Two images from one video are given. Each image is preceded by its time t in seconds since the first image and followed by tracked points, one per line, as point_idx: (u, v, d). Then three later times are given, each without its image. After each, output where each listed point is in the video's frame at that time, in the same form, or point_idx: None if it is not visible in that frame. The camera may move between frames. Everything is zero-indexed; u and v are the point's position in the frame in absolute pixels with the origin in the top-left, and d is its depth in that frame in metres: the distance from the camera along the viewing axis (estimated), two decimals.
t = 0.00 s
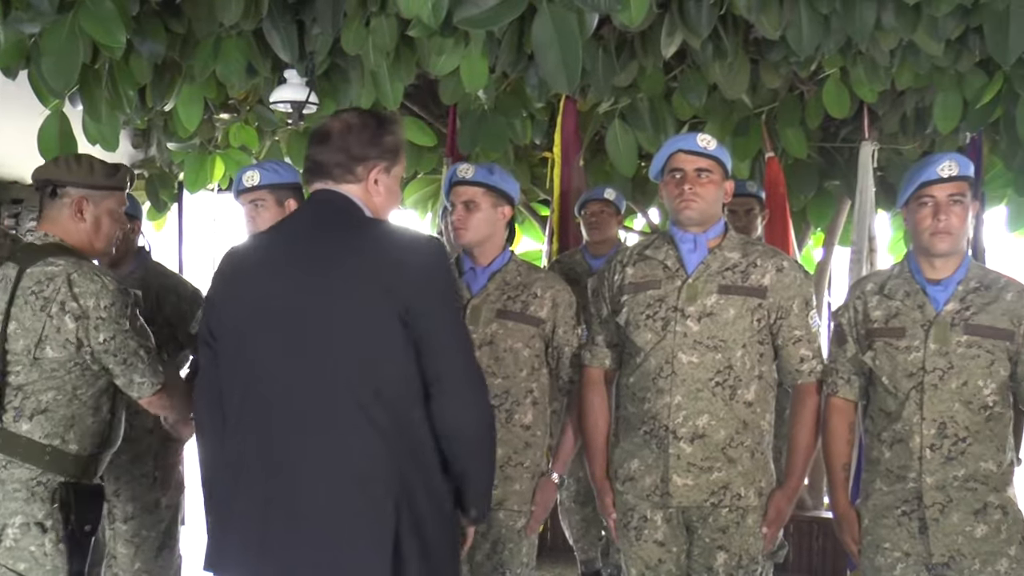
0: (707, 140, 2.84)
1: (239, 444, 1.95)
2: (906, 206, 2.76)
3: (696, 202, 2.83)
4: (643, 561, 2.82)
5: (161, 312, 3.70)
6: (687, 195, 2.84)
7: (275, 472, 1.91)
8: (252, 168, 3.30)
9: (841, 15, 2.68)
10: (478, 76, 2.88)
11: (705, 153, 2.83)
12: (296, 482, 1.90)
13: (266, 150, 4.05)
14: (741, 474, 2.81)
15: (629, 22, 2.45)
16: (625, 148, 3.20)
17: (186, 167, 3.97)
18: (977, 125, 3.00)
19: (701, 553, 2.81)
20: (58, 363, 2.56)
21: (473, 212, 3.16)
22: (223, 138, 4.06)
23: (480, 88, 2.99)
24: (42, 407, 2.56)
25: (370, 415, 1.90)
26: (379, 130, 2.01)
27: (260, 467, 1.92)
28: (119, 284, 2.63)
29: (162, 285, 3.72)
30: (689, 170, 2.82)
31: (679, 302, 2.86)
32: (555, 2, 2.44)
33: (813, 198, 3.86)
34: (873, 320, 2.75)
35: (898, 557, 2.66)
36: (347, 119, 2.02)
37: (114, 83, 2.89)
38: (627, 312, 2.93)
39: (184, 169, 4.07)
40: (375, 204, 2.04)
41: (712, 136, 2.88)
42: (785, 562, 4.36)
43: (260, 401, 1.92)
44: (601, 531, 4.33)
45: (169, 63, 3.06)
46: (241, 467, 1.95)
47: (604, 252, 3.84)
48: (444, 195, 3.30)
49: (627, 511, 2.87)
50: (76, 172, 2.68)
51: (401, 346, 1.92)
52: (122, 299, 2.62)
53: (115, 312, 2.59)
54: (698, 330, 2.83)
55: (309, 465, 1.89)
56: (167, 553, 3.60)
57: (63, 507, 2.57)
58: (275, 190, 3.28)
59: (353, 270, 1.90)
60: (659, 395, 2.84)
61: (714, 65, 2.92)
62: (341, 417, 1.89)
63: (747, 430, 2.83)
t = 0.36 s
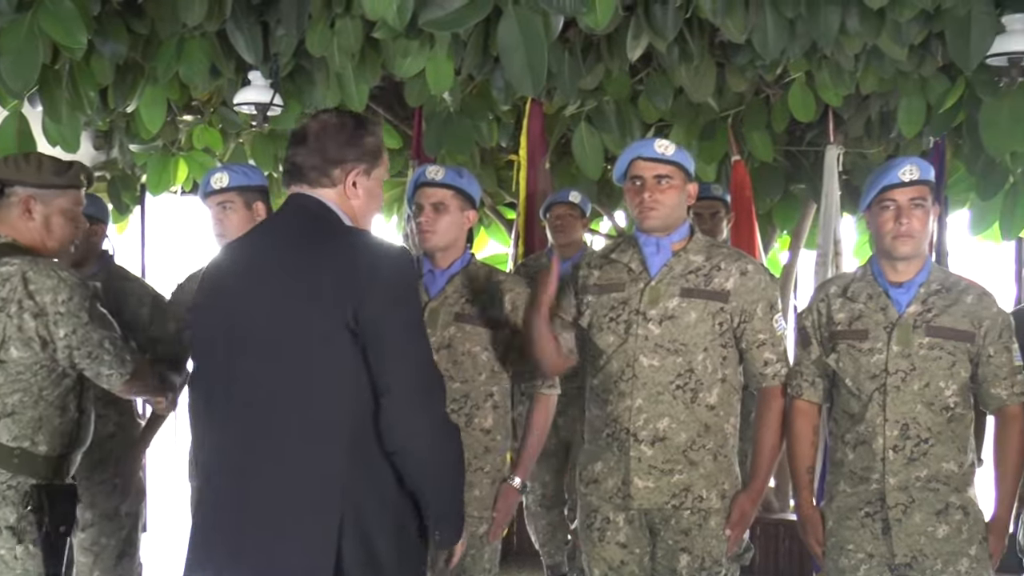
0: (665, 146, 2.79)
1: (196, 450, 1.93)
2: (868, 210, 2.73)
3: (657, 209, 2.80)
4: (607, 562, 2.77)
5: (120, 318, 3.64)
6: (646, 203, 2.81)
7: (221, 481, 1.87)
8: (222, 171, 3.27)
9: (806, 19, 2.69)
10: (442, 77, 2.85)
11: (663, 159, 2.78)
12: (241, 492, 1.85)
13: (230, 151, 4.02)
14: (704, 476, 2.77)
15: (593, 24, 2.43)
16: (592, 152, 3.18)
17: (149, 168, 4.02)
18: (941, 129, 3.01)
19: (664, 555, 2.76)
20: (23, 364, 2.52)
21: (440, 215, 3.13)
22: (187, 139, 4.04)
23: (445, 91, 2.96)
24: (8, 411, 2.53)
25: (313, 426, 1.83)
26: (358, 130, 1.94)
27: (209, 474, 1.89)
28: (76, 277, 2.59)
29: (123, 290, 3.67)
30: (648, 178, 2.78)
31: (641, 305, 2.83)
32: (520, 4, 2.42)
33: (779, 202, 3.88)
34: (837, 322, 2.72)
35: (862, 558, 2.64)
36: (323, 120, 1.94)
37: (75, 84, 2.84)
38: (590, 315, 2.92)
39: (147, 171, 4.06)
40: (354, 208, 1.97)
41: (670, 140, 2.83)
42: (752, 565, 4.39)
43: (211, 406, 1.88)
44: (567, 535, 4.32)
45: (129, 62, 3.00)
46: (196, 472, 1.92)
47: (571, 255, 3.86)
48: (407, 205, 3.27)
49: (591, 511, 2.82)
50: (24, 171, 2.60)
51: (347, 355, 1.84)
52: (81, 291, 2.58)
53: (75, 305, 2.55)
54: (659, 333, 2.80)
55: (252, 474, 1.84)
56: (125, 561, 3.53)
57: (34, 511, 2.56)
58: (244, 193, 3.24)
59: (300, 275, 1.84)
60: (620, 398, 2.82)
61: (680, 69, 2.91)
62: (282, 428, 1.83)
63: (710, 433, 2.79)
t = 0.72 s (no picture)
0: (623, 149, 2.70)
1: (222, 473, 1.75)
2: (835, 212, 2.69)
3: (618, 215, 2.75)
4: (572, 568, 2.72)
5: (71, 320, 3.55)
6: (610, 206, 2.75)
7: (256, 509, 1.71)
8: (166, 172, 3.19)
9: (775, 18, 2.65)
10: (405, 77, 2.78)
11: (622, 164, 2.70)
12: (280, 522, 1.69)
13: (187, 150, 3.94)
14: (671, 482, 2.71)
15: (560, 23, 2.38)
16: (557, 151, 3.15)
17: (103, 167, 3.90)
18: (910, 130, 3.01)
19: (632, 563, 2.70)
20: None
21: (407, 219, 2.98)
22: (143, 137, 3.95)
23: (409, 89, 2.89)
24: None
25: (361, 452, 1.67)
26: (399, 127, 1.72)
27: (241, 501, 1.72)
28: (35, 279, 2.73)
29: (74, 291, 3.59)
30: (608, 182, 2.71)
31: (607, 307, 2.79)
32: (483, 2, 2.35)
33: (745, 202, 3.88)
34: (805, 324, 2.68)
35: (829, 562, 2.58)
36: (362, 114, 1.71)
37: (25, 79, 2.76)
38: (555, 313, 2.86)
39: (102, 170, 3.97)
40: (393, 209, 1.77)
41: (630, 141, 2.74)
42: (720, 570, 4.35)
43: (241, 428, 1.71)
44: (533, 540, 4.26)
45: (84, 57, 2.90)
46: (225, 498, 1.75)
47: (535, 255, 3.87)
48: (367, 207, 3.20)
49: (557, 518, 2.78)
50: None
51: (397, 373, 1.66)
52: (42, 293, 2.72)
53: (33, 308, 2.68)
54: (625, 336, 2.76)
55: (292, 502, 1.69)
56: (78, 570, 3.43)
57: None
58: (189, 194, 3.16)
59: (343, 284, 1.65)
60: (586, 401, 2.78)
61: (647, 67, 2.86)
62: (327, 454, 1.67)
63: (677, 437, 2.73)
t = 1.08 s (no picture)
0: (593, 145, 2.74)
1: (245, 472, 1.73)
2: (798, 214, 2.70)
3: (584, 212, 2.74)
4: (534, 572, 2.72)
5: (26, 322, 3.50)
6: (574, 204, 2.76)
7: (289, 508, 1.70)
8: (123, 172, 3.16)
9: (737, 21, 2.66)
10: (367, 77, 2.76)
11: (591, 160, 2.73)
12: (316, 518, 1.69)
13: (147, 150, 3.91)
14: (636, 485, 2.71)
15: (523, 24, 2.37)
16: (521, 151, 3.11)
17: (59, 167, 3.87)
18: (871, 133, 3.02)
19: (596, 566, 2.70)
20: None
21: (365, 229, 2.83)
22: (101, 136, 3.91)
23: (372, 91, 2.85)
24: None
25: (402, 449, 1.71)
26: (428, 123, 1.79)
27: (271, 500, 1.71)
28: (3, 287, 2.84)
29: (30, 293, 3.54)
30: (575, 178, 2.73)
31: (571, 311, 2.77)
32: (448, 2, 2.34)
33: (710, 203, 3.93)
34: (767, 326, 2.68)
35: (790, 562, 2.58)
36: (393, 109, 1.77)
37: None
38: (519, 321, 2.84)
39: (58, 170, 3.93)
40: (415, 205, 1.84)
41: (599, 139, 2.78)
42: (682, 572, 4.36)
43: (273, 428, 1.70)
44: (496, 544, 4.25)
45: (40, 55, 2.86)
46: (247, 497, 1.73)
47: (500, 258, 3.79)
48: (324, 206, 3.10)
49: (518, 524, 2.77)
50: None
51: (436, 373, 1.73)
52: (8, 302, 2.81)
53: None
54: (590, 340, 2.75)
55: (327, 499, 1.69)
56: None
57: None
58: (145, 194, 3.13)
59: (384, 286, 1.70)
60: (551, 407, 2.75)
61: (611, 69, 2.87)
62: (368, 451, 1.70)
63: (642, 441, 2.73)
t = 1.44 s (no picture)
0: (552, 148, 2.75)
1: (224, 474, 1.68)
2: (762, 214, 2.71)
3: (544, 215, 2.75)
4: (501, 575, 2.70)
5: None
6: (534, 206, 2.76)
7: (268, 511, 1.65)
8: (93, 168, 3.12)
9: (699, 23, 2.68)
10: (331, 78, 2.73)
11: (549, 163, 2.73)
12: (296, 523, 1.64)
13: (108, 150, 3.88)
14: (602, 486, 2.71)
15: (486, 24, 2.37)
16: (484, 151, 3.13)
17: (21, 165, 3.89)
18: (832, 134, 3.04)
19: (561, 566, 2.68)
20: None
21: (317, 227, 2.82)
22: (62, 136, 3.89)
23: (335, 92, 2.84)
24: None
25: (384, 451, 1.66)
26: (414, 125, 1.73)
27: (250, 502, 1.65)
28: None
29: None
30: (534, 181, 2.73)
31: (534, 315, 2.79)
32: (410, 2, 2.34)
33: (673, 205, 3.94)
34: (731, 326, 2.70)
35: (754, 561, 2.57)
36: (380, 108, 1.71)
37: None
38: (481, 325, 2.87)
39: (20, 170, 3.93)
40: (396, 207, 1.78)
41: (557, 141, 2.78)
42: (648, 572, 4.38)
43: (252, 429, 1.65)
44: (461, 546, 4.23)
45: None
46: (224, 501, 1.68)
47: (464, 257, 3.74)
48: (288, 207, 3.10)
49: (485, 524, 2.76)
50: None
51: (420, 373, 1.68)
52: None
53: None
54: (553, 344, 2.76)
55: (308, 502, 1.64)
56: None
57: None
58: (113, 192, 3.08)
59: (367, 285, 1.65)
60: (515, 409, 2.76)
61: (575, 70, 2.88)
62: (351, 454, 1.65)
63: (606, 442, 2.74)
